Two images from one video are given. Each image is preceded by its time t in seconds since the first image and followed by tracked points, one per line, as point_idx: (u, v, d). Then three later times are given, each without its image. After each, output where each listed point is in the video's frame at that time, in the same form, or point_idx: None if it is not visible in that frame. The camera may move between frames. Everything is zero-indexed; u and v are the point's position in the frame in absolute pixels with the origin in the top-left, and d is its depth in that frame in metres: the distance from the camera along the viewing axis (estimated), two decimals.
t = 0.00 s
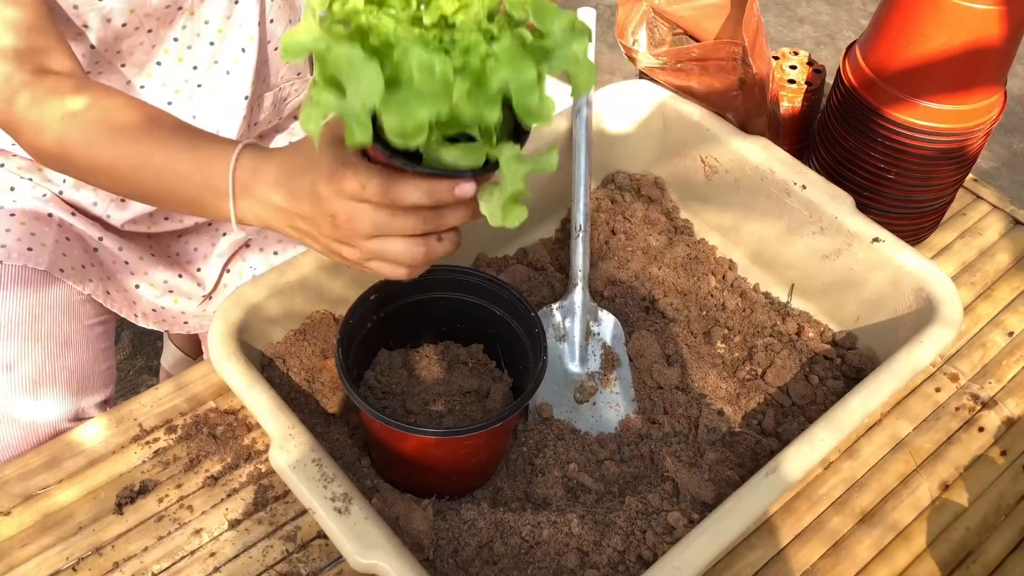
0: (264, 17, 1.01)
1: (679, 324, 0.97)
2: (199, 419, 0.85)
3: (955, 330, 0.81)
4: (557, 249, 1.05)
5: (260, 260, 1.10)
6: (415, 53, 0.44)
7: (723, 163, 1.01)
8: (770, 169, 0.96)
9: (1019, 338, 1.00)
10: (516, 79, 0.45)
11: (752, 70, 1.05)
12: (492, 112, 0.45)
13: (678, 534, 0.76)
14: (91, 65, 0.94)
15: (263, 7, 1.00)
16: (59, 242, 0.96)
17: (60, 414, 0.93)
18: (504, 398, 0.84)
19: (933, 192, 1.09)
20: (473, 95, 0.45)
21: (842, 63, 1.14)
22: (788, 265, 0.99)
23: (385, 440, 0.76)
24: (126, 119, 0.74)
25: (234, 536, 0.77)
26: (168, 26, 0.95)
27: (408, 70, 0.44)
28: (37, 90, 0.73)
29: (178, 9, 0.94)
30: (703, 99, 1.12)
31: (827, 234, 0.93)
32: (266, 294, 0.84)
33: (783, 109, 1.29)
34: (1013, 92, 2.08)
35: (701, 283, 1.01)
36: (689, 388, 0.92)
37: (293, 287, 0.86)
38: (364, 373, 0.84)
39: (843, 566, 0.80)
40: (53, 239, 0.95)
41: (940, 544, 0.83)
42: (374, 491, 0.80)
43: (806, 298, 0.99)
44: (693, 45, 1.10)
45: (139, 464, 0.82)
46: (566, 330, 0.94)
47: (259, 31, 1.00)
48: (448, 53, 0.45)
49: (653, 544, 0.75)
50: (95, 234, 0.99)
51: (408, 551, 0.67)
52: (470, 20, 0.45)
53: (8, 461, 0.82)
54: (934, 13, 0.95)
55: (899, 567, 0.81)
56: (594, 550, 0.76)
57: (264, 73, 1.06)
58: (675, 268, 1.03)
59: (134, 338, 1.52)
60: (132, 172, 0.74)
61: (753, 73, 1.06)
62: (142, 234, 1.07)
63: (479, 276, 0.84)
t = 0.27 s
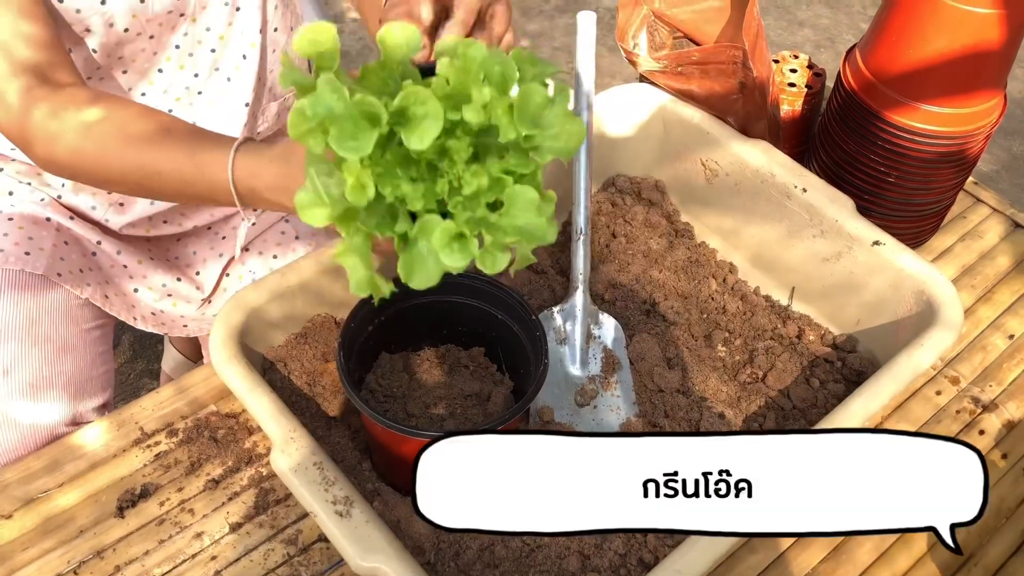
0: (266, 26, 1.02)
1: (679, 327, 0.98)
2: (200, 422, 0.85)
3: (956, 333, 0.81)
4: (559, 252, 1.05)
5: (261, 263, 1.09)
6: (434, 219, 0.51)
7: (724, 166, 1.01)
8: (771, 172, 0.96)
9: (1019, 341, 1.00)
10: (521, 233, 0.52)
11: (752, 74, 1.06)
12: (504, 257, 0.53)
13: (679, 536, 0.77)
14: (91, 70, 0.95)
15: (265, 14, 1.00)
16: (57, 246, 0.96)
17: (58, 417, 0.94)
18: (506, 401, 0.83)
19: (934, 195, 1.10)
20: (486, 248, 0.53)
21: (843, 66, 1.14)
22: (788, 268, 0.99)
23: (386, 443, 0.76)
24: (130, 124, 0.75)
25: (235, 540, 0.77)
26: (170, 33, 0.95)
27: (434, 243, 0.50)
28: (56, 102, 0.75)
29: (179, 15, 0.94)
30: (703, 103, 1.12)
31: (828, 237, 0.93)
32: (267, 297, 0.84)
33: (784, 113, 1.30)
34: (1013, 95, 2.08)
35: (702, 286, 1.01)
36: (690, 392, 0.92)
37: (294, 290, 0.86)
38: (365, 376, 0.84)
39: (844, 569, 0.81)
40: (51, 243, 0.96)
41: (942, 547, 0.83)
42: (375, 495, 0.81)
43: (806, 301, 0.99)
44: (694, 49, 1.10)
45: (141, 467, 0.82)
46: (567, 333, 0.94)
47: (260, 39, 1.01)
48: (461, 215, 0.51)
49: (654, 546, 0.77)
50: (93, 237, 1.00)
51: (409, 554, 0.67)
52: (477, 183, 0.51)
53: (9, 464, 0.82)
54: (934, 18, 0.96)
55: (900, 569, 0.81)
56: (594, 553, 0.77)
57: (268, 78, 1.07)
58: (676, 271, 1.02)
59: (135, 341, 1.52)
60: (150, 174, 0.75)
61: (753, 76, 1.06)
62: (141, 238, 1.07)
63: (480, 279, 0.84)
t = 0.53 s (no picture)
0: (273, 31, 1.03)
1: (679, 332, 0.98)
2: (202, 427, 0.85)
3: (954, 338, 0.82)
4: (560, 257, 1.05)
5: (265, 267, 1.12)
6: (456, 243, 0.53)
7: (723, 171, 1.01)
8: (770, 178, 0.97)
9: (1017, 346, 1.00)
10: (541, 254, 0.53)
11: (751, 80, 1.06)
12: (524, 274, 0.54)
13: (679, 540, 0.78)
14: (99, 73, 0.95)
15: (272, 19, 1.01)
16: (61, 250, 0.97)
17: (63, 422, 0.94)
18: (507, 406, 0.84)
19: (932, 200, 1.10)
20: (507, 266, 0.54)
21: (841, 72, 1.15)
22: (787, 273, 1.00)
23: (387, 448, 0.77)
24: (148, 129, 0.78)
25: (237, 544, 0.77)
26: (178, 36, 0.96)
27: (461, 264, 0.53)
28: (66, 113, 0.76)
29: (188, 19, 0.95)
30: (702, 109, 1.13)
31: (826, 242, 0.94)
32: (269, 303, 0.85)
33: (783, 118, 1.30)
34: (1012, 99, 2.09)
35: (701, 290, 1.02)
36: (690, 396, 0.93)
37: (296, 296, 0.87)
38: (367, 381, 0.84)
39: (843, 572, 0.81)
40: (55, 247, 0.96)
41: (941, 551, 0.83)
42: (377, 499, 0.81)
43: (805, 306, 1.00)
44: (693, 55, 1.10)
45: (143, 472, 0.82)
46: (567, 338, 0.94)
47: (267, 44, 1.01)
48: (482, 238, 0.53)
49: (654, 550, 0.77)
50: (97, 242, 1.00)
51: (410, 558, 0.68)
52: (499, 207, 0.53)
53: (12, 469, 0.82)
54: (932, 25, 0.96)
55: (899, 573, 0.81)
56: (595, 557, 0.77)
57: (275, 84, 1.07)
58: (676, 276, 1.03)
59: (136, 346, 1.52)
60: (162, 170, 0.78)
61: (752, 82, 1.06)
62: (145, 243, 1.07)
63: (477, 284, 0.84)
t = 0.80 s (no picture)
0: (272, 41, 1.03)
1: (676, 336, 0.98)
2: (201, 431, 0.86)
3: (951, 341, 0.82)
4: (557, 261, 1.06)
5: (263, 273, 1.11)
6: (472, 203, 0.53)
7: (720, 176, 1.02)
8: (766, 182, 0.97)
9: (1014, 349, 1.01)
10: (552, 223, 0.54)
11: (747, 84, 1.07)
12: (534, 243, 0.54)
13: (677, 543, 0.78)
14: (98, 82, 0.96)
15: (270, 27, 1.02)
16: (61, 256, 0.97)
17: (62, 427, 0.95)
18: (504, 409, 0.84)
19: (928, 204, 1.11)
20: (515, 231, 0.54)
21: (837, 77, 1.15)
22: (784, 277, 1.00)
23: (386, 451, 0.77)
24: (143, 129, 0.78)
25: (236, 548, 0.78)
26: (176, 47, 0.97)
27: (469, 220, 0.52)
28: (66, 119, 0.77)
29: (186, 29, 0.95)
30: (699, 114, 1.13)
31: (823, 246, 0.94)
32: (267, 307, 0.85)
33: (779, 123, 1.30)
34: (1010, 103, 2.10)
35: (698, 294, 1.02)
36: (687, 399, 0.93)
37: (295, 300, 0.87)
38: (364, 385, 0.85)
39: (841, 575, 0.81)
40: (55, 253, 0.97)
41: (939, 554, 0.83)
42: (376, 502, 0.81)
43: (802, 309, 1.00)
44: (690, 60, 1.11)
45: (143, 476, 0.83)
46: (565, 342, 0.94)
47: (265, 53, 1.02)
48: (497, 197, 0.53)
49: (652, 553, 0.77)
50: (97, 248, 1.01)
51: (408, 561, 0.68)
52: (514, 170, 0.53)
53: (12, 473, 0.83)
54: (928, 29, 0.97)
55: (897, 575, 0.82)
56: (593, 560, 0.78)
57: (274, 92, 1.07)
58: (673, 281, 1.03)
59: (136, 351, 1.52)
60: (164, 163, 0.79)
61: (748, 87, 1.07)
62: (144, 248, 1.08)
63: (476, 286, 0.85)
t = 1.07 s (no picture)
0: (273, 55, 1.04)
1: (674, 340, 0.98)
2: (201, 436, 0.86)
3: (948, 345, 0.82)
4: (556, 266, 1.06)
5: (263, 279, 1.11)
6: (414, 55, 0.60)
7: (719, 181, 1.02)
8: (765, 187, 0.98)
9: (1011, 353, 1.01)
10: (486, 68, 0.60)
11: (745, 90, 1.08)
12: (470, 84, 0.59)
13: (677, 547, 0.78)
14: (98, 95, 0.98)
15: (269, 41, 1.02)
16: (60, 262, 0.98)
17: (61, 433, 0.95)
18: (504, 413, 0.84)
19: (925, 209, 1.11)
20: (450, 73, 0.59)
21: (834, 83, 1.16)
22: (782, 282, 1.01)
23: (385, 454, 0.77)
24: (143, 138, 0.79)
25: (236, 552, 0.78)
26: (175, 63, 0.98)
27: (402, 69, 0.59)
28: (68, 126, 0.77)
29: (185, 44, 0.96)
30: (696, 119, 1.12)
31: (821, 250, 0.95)
32: (267, 313, 0.85)
33: (777, 128, 1.31)
34: (1007, 109, 2.11)
35: (696, 299, 1.02)
36: (686, 404, 0.93)
37: (295, 306, 0.87)
38: (364, 390, 0.85)
39: None
40: (54, 259, 0.97)
41: (937, 557, 0.83)
42: (375, 506, 0.81)
43: (800, 314, 1.00)
44: (689, 66, 1.12)
45: (143, 481, 0.83)
46: (563, 346, 0.95)
47: (264, 68, 1.02)
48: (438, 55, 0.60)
49: (651, 557, 0.77)
50: (96, 254, 1.02)
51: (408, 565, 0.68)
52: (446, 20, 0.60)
53: (12, 479, 0.83)
54: (924, 35, 0.97)
55: None
56: (592, 564, 0.78)
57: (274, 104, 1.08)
58: (672, 286, 1.04)
59: (136, 357, 1.53)
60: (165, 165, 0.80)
61: (746, 93, 1.08)
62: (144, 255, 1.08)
63: (478, 290, 0.85)
